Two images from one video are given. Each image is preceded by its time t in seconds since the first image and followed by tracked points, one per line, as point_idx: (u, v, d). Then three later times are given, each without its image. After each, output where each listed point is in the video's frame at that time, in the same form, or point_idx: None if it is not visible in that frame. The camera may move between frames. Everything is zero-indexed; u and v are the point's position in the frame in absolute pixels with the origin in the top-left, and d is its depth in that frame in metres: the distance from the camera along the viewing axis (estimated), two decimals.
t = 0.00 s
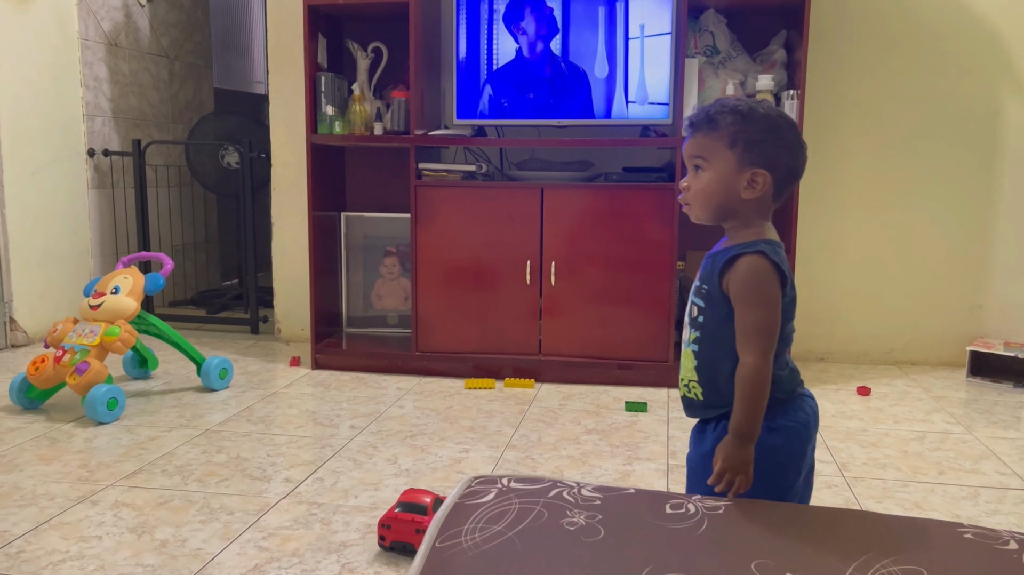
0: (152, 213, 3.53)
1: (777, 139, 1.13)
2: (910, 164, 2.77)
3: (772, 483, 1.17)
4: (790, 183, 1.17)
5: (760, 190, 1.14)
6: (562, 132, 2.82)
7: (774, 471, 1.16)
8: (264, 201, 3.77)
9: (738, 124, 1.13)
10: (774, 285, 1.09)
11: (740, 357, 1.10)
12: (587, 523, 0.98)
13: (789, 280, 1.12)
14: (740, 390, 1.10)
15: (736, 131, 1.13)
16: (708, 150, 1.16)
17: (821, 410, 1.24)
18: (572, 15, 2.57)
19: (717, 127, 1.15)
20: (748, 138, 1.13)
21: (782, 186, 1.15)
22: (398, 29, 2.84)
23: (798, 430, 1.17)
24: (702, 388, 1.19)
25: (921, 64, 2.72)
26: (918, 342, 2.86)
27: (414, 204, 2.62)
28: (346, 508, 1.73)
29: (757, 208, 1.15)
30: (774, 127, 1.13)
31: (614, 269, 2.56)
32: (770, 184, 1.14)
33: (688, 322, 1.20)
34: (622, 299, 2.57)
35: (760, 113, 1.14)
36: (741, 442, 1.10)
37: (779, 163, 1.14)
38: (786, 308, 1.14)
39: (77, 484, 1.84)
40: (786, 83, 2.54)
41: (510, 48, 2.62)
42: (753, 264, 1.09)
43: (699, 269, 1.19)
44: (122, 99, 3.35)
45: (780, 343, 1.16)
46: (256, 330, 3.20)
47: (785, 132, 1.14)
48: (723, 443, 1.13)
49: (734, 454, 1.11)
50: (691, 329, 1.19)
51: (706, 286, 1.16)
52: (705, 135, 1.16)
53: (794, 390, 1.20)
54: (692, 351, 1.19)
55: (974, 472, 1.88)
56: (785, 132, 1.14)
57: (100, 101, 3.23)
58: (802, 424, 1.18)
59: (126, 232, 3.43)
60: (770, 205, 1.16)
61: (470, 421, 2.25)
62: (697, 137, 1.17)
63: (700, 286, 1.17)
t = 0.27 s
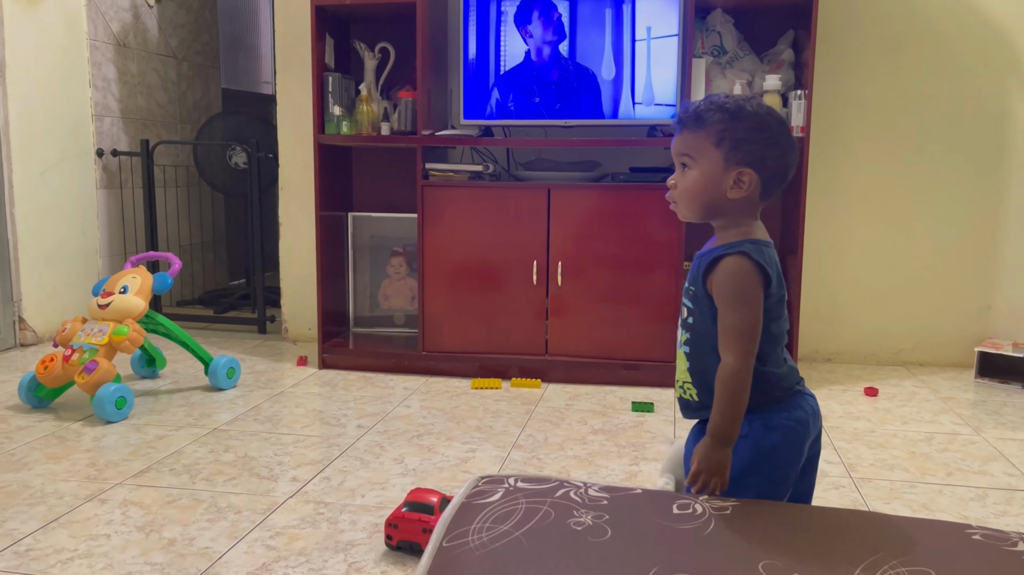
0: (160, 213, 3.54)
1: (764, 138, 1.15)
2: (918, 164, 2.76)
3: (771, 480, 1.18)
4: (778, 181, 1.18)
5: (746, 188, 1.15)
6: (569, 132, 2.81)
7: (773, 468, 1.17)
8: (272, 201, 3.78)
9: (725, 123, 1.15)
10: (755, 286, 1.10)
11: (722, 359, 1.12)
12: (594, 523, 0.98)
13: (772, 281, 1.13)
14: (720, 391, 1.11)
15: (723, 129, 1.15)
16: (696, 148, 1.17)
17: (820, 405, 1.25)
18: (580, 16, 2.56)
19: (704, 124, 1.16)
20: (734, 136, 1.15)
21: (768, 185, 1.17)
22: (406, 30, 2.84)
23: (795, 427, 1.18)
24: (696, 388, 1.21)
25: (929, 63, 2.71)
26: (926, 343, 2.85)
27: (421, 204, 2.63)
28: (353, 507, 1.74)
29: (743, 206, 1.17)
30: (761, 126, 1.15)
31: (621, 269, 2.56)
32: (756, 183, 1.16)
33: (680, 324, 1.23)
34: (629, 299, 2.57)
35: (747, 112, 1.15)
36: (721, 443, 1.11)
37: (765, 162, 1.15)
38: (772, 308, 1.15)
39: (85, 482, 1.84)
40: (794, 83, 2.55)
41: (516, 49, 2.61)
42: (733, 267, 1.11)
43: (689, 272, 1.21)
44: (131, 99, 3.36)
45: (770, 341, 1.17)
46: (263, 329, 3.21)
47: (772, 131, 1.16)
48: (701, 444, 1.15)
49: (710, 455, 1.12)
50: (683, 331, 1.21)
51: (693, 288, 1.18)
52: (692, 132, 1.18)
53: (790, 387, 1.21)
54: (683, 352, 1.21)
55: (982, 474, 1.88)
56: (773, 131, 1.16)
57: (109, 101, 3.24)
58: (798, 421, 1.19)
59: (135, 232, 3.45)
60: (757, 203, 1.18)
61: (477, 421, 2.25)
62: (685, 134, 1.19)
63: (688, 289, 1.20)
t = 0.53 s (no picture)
0: (170, 213, 3.56)
1: (766, 139, 1.17)
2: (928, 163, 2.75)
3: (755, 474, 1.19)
4: (780, 182, 1.20)
5: (750, 188, 1.18)
6: (577, 131, 2.81)
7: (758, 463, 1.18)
8: (281, 200, 3.79)
9: (728, 124, 1.17)
10: (759, 280, 1.13)
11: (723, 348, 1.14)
12: (602, 523, 0.98)
13: (774, 277, 1.16)
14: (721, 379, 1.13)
15: (726, 131, 1.17)
16: (700, 149, 1.20)
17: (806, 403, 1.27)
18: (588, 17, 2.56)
19: (707, 126, 1.19)
20: (736, 137, 1.17)
21: (770, 184, 1.19)
22: (414, 30, 2.85)
23: (781, 422, 1.19)
24: (689, 379, 1.22)
25: (940, 63, 2.70)
26: (936, 343, 2.83)
27: (430, 203, 2.63)
28: (362, 506, 1.74)
29: (747, 205, 1.19)
30: (762, 127, 1.17)
31: (629, 269, 2.56)
32: (759, 183, 1.18)
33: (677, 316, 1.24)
34: (637, 299, 2.57)
35: (749, 114, 1.17)
36: (720, 432, 1.13)
37: (768, 163, 1.18)
38: (772, 304, 1.17)
39: (96, 480, 1.85)
40: (803, 82, 2.54)
41: (524, 49, 2.62)
42: (739, 259, 1.13)
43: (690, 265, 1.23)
44: (141, 100, 3.38)
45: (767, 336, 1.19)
46: (272, 329, 3.22)
47: (774, 131, 1.18)
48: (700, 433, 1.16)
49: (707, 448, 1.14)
50: (680, 322, 1.23)
51: (695, 280, 1.20)
52: (696, 133, 1.20)
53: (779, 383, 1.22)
54: (680, 343, 1.23)
55: (993, 475, 1.87)
56: (774, 131, 1.18)
57: (120, 102, 3.26)
58: (785, 416, 1.20)
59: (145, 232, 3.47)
60: (760, 202, 1.20)
61: (485, 421, 2.25)
62: (689, 136, 1.21)
63: (689, 281, 1.22)
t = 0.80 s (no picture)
0: (182, 212, 3.58)
1: (773, 138, 1.21)
2: (942, 163, 2.73)
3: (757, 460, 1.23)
4: (786, 179, 1.25)
5: (758, 185, 1.22)
6: (588, 131, 2.81)
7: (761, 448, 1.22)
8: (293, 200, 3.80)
9: (736, 125, 1.21)
10: (767, 269, 1.18)
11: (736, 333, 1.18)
12: (612, 523, 0.98)
13: (782, 266, 1.20)
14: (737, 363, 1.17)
15: (734, 131, 1.21)
16: (709, 149, 1.24)
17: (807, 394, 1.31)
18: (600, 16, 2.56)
19: (716, 128, 1.23)
20: (745, 137, 1.21)
21: (778, 181, 1.23)
22: (426, 30, 2.85)
23: (783, 409, 1.24)
24: (698, 363, 1.26)
25: (954, 62, 2.68)
26: (949, 344, 2.81)
27: (440, 203, 2.63)
28: (372, 505, 1.75)
29: (755, 202, 1.23)
30: (768, 127, 1.21)
31: (639, 268, 2.55)
32: (768, 180, 1.22)
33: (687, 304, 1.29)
34: (648, 299, 2.56)
35: (756, 114, 1.21)
36: (741, 414, 1.18)
37: (775, 161, 1.22)
38: (780, 293, 1.22)
39: (109, 478, 1.87)
40: (816, 80, 2.53)
41: (536, 49, 2.61)
42: (747, 248, 1.18)
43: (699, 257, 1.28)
44: (154, 100, 3.39)
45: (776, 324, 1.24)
46: (283, 328, 3.23)
47: (781, 131, 1.22)
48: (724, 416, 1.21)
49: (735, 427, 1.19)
50: (690, 310, 1.27)
51: (705, 270, 1.25)
52: (706, 134, 1.24)
53: (781, 372, 1.26)
54: (690, 330, 1.27)
55: (1007, 476, 1.85)
56: (780, 131, 1.22)
57: (133, 102, 3.28)
58: (786, 404, 1.24)
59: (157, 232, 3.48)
60: (768, 200, 1.24)
61: (495, 420, 2.25)
62: (699, 137, 1.25)
63: (699, 271, 1.26)
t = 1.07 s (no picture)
0: (198, 211, 3.60)
1: (781, 136, 1.21)
2: (959, 161, 2.71)
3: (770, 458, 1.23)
4: (795, 177, 1.24)
5: (763, 181, 1.22)
6: (602, 130, 2.80)
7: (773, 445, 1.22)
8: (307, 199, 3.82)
9: (744, 123, 1.21)
10: (778, 266, 1.17)
11: (750, 329, 1.17)
12: (627, 522, 0.98)
13: (792, 261, 1.20)
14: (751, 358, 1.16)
15: (741, 127, 1.22)
16: (716, 145, 1.24)
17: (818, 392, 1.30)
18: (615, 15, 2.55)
19: (723, 124, 1.24)
20: (751, 134, 1.21)
21: (785, 179, 1.23)
22: (440, 29, 2.86)
23: (794, 407, 1.23)
24: (707, 362, 1.26)
25: (971, 60, 2.65)
26: (966, 344, 2.79)
27: (454, 202, 2.64)
28: (386, 503, 1.75)
29: (761, 200, 1.23)
30: (777, 125, 1.21)
31: (653, 268, 2.55)
32: (773, 177, 1.22)
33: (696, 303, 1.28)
34: (662, 299, 2.56)
35: (765, 112, 1.21)
36: (759, 409, 1.17)
37: (781, 158, 1.21)
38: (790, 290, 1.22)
39: (126, 475, 1.88)
40: (832, 78, 2.51)
41: (550, 47, 2.61)
42: (758, 244, 1.17)
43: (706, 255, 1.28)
44: (170, 99, 3.42)
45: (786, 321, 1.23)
46: (298, 326, 3.24)
47: (788, 128, 1.22)
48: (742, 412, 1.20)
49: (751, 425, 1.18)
50: (699, 309, 1.27)
51: (712, 268, 1.25)
52: (714, 131, 1.25)
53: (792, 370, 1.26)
54: (698, 329, 1.27)
55: None
56: (789, 129, 1.22)
57: (149, 101, 3.30)
58: (797, 401, 1.24)
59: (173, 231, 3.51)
60: (775, 196, 1.23)
61: (509, 419, 2.26)
62: (707, 133, 1.26)
63: (706, 269, 1.26)
